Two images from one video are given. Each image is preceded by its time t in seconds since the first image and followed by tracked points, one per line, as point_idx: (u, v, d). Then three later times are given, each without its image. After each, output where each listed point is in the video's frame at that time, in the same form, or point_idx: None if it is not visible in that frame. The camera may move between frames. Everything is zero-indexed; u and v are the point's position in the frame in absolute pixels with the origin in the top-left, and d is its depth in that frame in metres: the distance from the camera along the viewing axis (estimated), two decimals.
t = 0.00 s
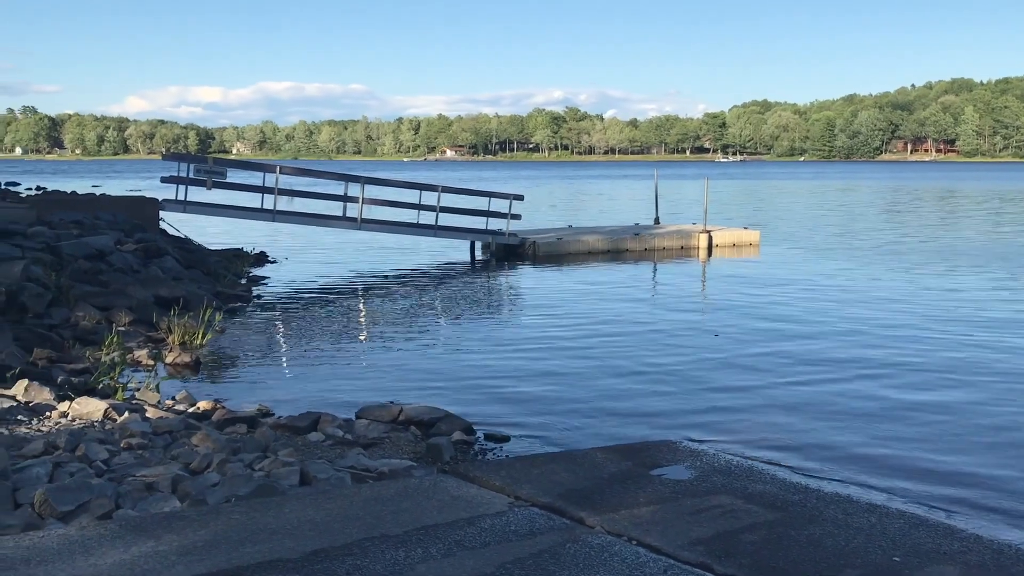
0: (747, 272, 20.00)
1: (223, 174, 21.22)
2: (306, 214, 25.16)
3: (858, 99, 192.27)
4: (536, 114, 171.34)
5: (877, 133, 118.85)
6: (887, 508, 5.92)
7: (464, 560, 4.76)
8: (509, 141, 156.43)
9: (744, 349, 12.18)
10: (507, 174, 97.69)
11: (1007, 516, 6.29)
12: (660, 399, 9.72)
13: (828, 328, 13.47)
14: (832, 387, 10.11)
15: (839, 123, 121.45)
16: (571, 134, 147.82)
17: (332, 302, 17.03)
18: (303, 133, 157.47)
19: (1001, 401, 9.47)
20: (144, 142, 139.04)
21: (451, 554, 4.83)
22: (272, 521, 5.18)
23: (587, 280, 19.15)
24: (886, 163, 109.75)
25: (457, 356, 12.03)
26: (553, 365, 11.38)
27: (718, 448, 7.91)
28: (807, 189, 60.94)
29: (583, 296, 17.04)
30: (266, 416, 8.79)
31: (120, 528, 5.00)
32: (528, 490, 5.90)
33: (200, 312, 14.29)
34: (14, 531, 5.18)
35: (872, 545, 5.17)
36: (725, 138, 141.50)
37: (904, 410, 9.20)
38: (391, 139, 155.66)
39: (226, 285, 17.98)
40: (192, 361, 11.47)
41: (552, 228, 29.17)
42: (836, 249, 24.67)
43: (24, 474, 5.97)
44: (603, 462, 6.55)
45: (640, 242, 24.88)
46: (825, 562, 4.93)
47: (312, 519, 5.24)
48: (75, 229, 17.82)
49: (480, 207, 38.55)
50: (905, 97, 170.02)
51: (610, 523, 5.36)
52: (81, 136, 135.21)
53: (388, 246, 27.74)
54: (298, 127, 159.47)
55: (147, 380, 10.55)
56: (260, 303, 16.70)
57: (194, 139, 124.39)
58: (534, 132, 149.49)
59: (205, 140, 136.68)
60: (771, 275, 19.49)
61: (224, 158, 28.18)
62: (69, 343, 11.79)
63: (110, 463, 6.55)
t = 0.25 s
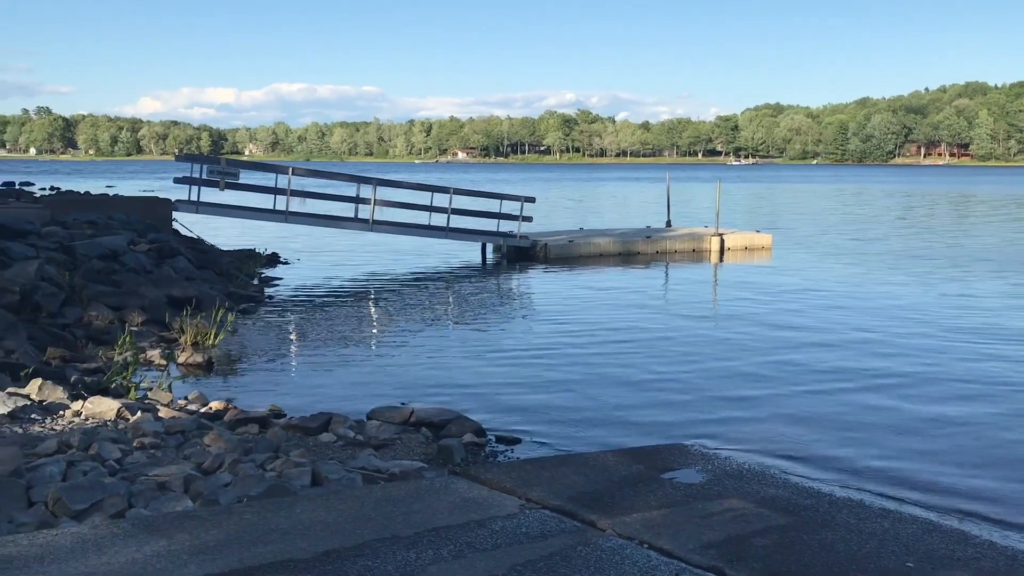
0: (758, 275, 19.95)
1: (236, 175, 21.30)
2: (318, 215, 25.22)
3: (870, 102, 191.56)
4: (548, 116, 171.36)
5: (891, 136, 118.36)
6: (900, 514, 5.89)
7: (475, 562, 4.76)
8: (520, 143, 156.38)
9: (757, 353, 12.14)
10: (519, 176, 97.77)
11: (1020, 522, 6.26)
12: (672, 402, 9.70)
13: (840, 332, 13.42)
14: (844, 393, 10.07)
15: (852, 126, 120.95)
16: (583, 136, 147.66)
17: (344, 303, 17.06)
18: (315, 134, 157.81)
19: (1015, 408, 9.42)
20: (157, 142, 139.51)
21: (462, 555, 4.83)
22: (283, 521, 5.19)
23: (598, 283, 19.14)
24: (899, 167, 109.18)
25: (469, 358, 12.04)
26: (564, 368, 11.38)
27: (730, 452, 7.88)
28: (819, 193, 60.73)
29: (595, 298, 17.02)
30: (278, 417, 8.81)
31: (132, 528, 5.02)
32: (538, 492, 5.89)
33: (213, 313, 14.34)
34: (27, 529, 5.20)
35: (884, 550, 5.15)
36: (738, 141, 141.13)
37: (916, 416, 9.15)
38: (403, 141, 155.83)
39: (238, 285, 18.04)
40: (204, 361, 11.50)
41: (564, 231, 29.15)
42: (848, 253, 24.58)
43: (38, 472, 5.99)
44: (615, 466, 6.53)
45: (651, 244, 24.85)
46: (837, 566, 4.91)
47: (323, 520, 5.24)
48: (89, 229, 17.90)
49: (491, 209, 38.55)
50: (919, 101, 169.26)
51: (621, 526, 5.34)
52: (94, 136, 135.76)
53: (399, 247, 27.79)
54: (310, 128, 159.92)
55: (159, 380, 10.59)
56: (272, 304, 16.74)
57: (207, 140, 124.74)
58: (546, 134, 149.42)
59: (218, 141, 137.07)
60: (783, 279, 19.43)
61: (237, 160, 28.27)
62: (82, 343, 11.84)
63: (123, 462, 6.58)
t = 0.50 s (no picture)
0: (767, 277, 19.92)
1: (246, 176, 21.36)
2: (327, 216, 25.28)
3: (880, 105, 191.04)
4: (557, 118, 171.38)
5: (900, 139, 117.98)
6: (909, 517, 5.86)
7: (483, 563, 4.76)
8: (529, 144, 156.34)
9: (765, 355, 12.13)
10: (527, 178, 97.83)
11: None
12: (680, 404, 9.70)
13: (849, 335, 13.39)
14: (853, 395, 10.05)
15: (861, 128, 120.52)
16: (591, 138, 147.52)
17: (353, 303, 17.09)
18: (324, 136, 158.02)
19: None
20: (166, 143, 139.86)
21: (470, 556, 4.83)
22: (292, 521, 5.19)
23: (606, 284, 19.13)
24: (909, 169, 108.73)
25: (477, 359, 12.06)
26: (572, 369, 11.38)
27: (738, 454, 7.88)
28: (828, 196, 60.53)
29: (603, 300, 17.01)
30: (287, 417, 8.82)
31: (142, 527, 5.03)
32: (547, 494, 5.88)
33: (222, 313, 14.37)
34: (37, 527, 5.22)
35: (893, 554, 5.13)
36: (747, 144, 140.80)
37: (924, 417, 9.14)
38: (411, 143, 155.96)
39: (247, 285, 18.08)
40: (213, 361, 11.54)
41: (572, 232, 29.13)
42: (857, 256, 24.50)
43: (48, 471, 6.02)
44: (623, 467, 6.53)
45: (660, 246, 24.83)
46: (846, 570, 4.90)
47: (332, 520, 5.24)
48: (99, 229, 17.97)
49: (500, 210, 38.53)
50: (930, 104, 168.70)
51: (630, 529, 5.33)
52: (104, 137, 136.18)
53: (408, 248, 27.83)
54: (319, 129, 160.27)
55: (168, 380, 10.63)
56: (281, 305, 16.78)
57: (216, 141, 125.04)
58: (554, 136, 149.36)
59: (227, 142, 137.35)
60: (793, 281, 19.38)
61: (246, 160, 28.35)
62: (92, 342, 11.89)
63: (132, 462, 6.60)
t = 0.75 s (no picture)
0: (775, 280, 19.86)
1: (255, 177, 21.42)
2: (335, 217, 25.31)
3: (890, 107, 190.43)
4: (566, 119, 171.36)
5: (909, 142, 117.56)
6: (917, 521, 5.84)
7: (489, 564, 4.76)
8: (537, 146, 156.20)
9: (773, 357, 12.11)
10: (535, 180, 97.87)
11: None
12: (688, 407, 9.69)
13: (857, 338, 13.36)
14: (861, 398, 10.03)
15: (870, 131, 120.07)
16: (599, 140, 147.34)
17: (360, 304, 17.11)
18: (333, 137, 158.17)
19: None
20: (175, 143, 140.08)
21: (477, 558, 4.83)
22: (299, 521, 5.20)
23: (614, 286, 19.10)
24: (918, 172, 108.27)
25: (484, 360, 12.06)
26: (580, 371, 11.36)
27: (746, 457, 7.86)
28: (837, 198, 60.27)
29: (611, 302, 16.99)
30: (294, 417, 8.84)
31: (150, 526, 5.05)
32: (554, 496, 5.88)
33: (230, 313, 14.41)
34: (46, 526, 5.24)
35: (901, 558, 5.12)
36: (755, 146, 140.43)
37: (933, 421, 9.11)
38: (419, 144, 155.97)
39: (255, 285, 18.12)
40: (221, 361, 11.56)
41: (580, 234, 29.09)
42: (865, 259, 24.42)
43: (58, 469, 6.04)
44: (630, 469, 6.52)
45: (668, 249, 24.78)
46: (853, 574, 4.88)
47: (339, 520, 5.25)
48: (108, 229, 18.02)
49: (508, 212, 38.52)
50: (939, 107, 168.11)
51: (637, 531, 5.33)
52: (113, 137, 136.54)
53: (415, 249, 27.85)
54: (328, 130, 160.58)
55: (176, 380, 10.65)
56: (289, 305, 16.81)
57: (225, 141, 125.28)
58: (562, 137, 149.26)
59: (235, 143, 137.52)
60: (801, 284, 19.33)
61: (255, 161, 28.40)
62: (100, 342, 11.93)
63: (141, 461, 6.62)
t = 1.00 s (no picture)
0: (781, 283, 19.83)
1: (261, 178, 21.45)
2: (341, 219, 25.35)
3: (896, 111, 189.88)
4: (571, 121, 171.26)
5: (915, 144, 117.20)
6: (924, 525, 5.83)
7: (495, 566, 4.76)
8: (543, 147, 156.12)
9: (779, 360, 12.10)
10: (541, 181, 97.77)
11: None
12: (693, 410, 9.68)
13: (864, 341, 13.33)
14: (867, 401, 10.01)
15: (877, 133, 119.74)
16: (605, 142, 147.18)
17: (366, 305, 17.14)
18: (339, 138, 158.28)
19: None
20: (182, 143, 140.27)
21: (483, 560, 4.83)
22: (304, 522, 5.21)
23: (619, 288, 19.10)
24: (924, 175, 107.96)
25: (490, 362, 12.06)
26: (585, 373, 11.36)
27: (752, 461, 7.85)
28: (843, 201, 60.10)
29: (616, 304, 16.99)
30: (300, 418, 8.85)
31: (156, 526, 5.06)
32: (559, 498, 5.88)
33: (236, 314, 14.44)
34: (53, 526, 5.25)
35: (907, 563, 5.10)
36: (761, 148, 140.18)
37: (939, 425, 9.09)
38: (425, 145, 156.00)
39: (261, 286, 18.15)
40: (228, 362, 11.59)
41: (586, 236, 29.08)
42: (872, 262, 24.37)
43: (64, 469, 6.05)
44: (635, 472, 6.51)
45: (673, 251, 24.76)
46: None
47: (344, 522, 5.25)
48: (115, 230, 18.06)
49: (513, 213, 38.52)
50: (946, 110, 167.67)
51: (642, 533, 5.32)
52: (121, 138, 136.80)
53: (421, 251, 27.86)
54: (334, 132, 160.82)
55: (183, 380, 10.67)
56: (295, 306, 16.84)
57: (231, 142, 125.41)
58: (568, 139, 149.21)
59: (242, 144, 137.68)
60: (807, 287, 19.30)
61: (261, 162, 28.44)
62: (107, 342, 11.96)
63: (147, 461, 6.63)
